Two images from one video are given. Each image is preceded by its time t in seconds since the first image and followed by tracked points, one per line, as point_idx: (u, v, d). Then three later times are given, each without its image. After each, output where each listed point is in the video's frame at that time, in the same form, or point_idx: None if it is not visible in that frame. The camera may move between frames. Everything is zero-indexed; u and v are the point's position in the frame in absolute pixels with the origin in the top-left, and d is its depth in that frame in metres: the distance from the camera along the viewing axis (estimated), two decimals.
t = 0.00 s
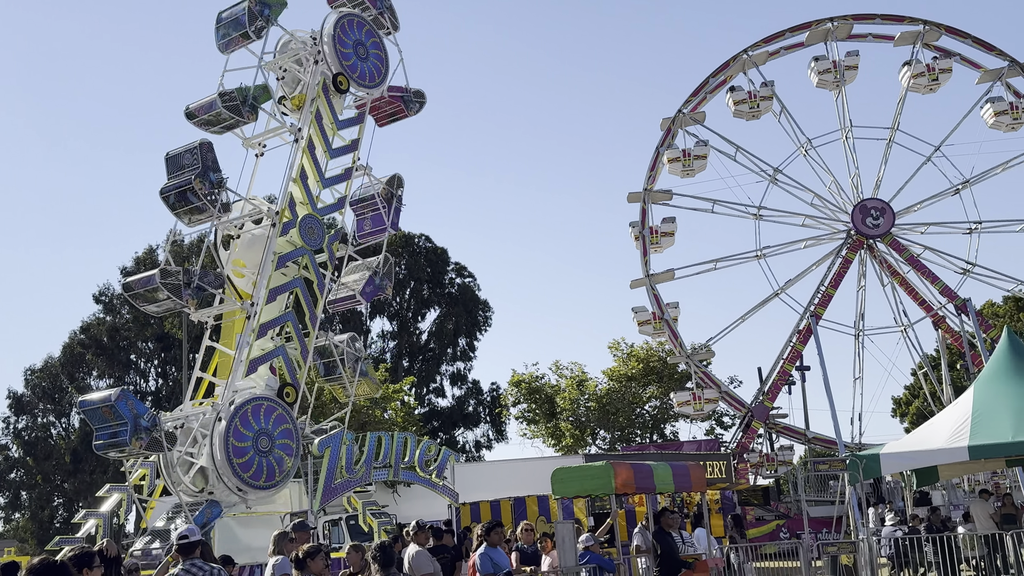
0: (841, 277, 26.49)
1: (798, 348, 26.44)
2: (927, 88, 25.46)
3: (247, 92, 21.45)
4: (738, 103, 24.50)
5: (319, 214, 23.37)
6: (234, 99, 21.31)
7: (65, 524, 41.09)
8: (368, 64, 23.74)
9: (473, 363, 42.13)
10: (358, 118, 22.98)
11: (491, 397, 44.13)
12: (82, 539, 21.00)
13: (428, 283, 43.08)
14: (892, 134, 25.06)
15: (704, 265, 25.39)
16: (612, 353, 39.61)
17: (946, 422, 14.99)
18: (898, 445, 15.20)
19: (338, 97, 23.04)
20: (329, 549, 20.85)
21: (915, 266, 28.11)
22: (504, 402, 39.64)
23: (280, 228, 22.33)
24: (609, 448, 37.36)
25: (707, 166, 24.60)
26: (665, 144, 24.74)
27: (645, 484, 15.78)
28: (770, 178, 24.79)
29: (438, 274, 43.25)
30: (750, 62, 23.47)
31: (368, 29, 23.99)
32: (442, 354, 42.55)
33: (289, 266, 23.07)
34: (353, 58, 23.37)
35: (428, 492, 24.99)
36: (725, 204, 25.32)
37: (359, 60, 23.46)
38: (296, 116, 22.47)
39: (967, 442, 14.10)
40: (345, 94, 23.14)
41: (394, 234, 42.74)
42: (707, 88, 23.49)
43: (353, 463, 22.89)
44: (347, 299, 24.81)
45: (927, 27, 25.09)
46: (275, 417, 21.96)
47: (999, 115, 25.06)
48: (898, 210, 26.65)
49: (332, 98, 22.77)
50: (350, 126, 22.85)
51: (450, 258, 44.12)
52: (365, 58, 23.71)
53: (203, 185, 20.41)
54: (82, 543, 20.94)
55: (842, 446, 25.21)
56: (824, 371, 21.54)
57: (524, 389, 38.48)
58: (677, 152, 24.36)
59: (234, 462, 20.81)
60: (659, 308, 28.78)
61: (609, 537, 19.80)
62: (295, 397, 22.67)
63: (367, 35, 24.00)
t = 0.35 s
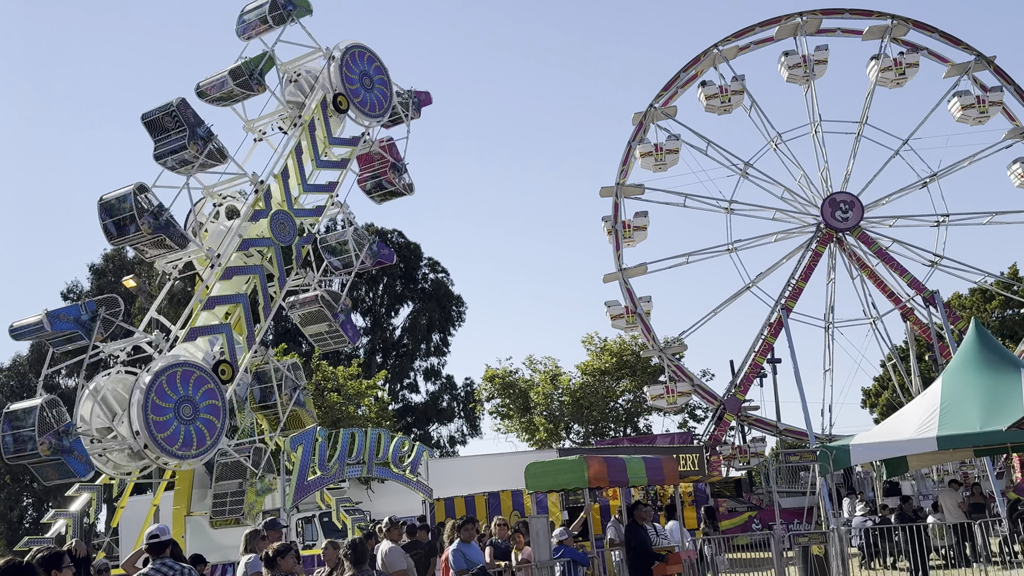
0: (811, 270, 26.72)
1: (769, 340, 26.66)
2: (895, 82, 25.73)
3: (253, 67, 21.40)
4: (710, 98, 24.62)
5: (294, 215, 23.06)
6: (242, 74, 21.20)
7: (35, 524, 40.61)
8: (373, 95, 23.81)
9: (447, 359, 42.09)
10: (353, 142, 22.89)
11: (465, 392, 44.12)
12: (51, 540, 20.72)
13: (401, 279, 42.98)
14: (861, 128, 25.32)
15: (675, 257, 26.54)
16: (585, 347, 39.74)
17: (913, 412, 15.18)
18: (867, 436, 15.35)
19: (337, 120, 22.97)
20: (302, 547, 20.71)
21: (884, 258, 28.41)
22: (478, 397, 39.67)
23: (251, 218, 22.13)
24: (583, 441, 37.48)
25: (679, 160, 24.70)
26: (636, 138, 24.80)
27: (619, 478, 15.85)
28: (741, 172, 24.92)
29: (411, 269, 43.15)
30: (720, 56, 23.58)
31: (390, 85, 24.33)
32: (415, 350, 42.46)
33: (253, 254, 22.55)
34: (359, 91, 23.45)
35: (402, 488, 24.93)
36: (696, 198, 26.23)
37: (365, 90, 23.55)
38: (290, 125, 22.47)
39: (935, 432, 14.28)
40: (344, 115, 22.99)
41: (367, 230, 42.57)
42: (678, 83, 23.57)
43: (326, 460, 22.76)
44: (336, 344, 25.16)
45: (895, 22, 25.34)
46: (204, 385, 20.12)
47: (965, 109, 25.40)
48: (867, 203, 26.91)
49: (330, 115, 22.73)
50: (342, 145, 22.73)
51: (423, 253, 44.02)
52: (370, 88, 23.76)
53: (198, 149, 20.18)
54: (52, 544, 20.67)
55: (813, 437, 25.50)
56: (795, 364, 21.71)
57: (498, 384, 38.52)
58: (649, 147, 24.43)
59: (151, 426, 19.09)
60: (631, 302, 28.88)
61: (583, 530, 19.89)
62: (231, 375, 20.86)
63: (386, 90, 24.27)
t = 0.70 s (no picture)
0: (782, 265, 26.94)
1: (741, 335, 26.83)
2: (864, 79, 25.96)
3: (273, 67, 21.33)
4: (682, 95, 24.73)
5: (267, 217, 23.00)
6: (260, 68, 21.03)
7: (4, 527, 40.05)
8: (373, 136, 23.52)
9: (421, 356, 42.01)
10: (341, 171, 22.52)
11: (440, 390, 44.06)
12: (21, 543, 20.43)
13: (375, 276, 42.85)
14: (831, 124, 25.54)
15: (649, 253, 26.51)
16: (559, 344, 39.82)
17: (883, 405, 15.36)
18: (837, 429, 15.51)
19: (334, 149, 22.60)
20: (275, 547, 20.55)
21: (854, 253, 28.70)
22: (453, 395, 39.62)
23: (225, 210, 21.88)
24: (558, 437, 37.56)
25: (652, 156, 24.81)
26: (609, 135, 24.86)
27: (592, 473, 15.90)
28: (713, 168, 25.05)
29: (385, 267, 43.02)
30: (691, 53, 23.69)
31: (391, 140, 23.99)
32: (390, 348, 42.34)
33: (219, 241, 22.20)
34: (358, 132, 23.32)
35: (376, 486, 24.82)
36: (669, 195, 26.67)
37: (365, 131, 23.33)
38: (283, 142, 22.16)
39: (904, 425, 14.46)
40: (341, 144, 22.62)
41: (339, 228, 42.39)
42: (650, 79, 23.65)
43: (300, 459, 22.61)
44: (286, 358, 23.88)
45: (863, 18, 25.58)
46: (128, 336, 19.61)
47: (934, 105, 25.64)
48: (837, 198, 27.15)
49: (324, 143, 22.42)
50: (329, 173, 22.38)
51: (397, 251, 43.90)
52: (371, 130, 23.53)
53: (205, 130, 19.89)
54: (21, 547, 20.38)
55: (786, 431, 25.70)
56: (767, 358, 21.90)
57: (472, 381, 38.49)
58: (622, 143, 24.50)
59: (71, 382, 18.34)
60: (605, 298, 28.97)
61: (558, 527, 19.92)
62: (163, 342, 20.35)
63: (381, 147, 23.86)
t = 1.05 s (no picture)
0: (759, 264, 27.09)
1: (719, 334, 26.97)
2: (840, 79, 26.16)
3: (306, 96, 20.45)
4: (659, 95, 24.82)
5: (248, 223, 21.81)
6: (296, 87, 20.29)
7: None
8: (373, 184, 22.94)
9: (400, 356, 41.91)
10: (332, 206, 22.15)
11: (419, 390, 43.96)
12: None
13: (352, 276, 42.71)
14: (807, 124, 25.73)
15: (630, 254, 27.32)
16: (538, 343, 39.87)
17: (860, 403, 15.47)
18: (814, 427, 15.60)
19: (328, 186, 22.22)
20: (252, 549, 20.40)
21: (829, 252, 28.92)
22: (432, 395, 39.56)
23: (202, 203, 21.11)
24: (537, 437, 37.60)
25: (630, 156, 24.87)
26: (587, 134, 24.91)
27: (571, 473, 15.89)
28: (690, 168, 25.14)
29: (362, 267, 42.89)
30: (669, 53, 23.78)
31: (391, 201, 23.24)
32: (368, 348, 42.22)
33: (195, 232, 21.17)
34: (356, 179, 22.42)
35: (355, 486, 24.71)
36: (648, 195, 27.32)
37: (367, 179, 22.73)
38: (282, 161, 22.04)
39: (880, 422, 14.58)
40: (338, 182, 22.13)
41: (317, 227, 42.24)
42: (628, 79, 23.71)
43: (277, 460, 22.48)
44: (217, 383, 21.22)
45: (839, 19, 25.78)
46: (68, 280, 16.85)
47: (908, 105, 25.89)
48: (813, 198, 27.34)
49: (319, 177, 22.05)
50: (319, 204, 22.08)
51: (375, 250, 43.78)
52: (372, 177, 22.95)
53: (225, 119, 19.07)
54: None
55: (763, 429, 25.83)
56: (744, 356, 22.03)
57: (451, 380, 38.44)
58: (601, 143, 24.54)
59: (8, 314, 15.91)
60: (583, 298, 29.00)
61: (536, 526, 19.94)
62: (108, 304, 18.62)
63: (377, 205, 22.93)
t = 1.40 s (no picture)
0: (748, 265, 27.16)
1: (707, 335, 27.02)
2: (828, 81, 26.26)
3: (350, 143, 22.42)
4: (648, 96, 24.86)
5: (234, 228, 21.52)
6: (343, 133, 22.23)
7: None
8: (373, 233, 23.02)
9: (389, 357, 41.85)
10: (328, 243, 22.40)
11: (408, 391, 43.90)
12: None
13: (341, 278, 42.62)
14: (795, 126, 25.81)
15: (616, 253, 25.62)
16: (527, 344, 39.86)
17: (848, 404, 15.48)
18: (803, 428, 15.57)
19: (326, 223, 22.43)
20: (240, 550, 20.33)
21: (817, 254, 29.01)
22: (421, 396, 39.53)
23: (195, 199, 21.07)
24: (526, 438, 37.63)
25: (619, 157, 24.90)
26: (577, 135, 24.91)
27: (560, 473, 15.88)
28: (679, 169, 25.18)
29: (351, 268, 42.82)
30: (658, 55, 23.82)
31: (391, 251, 23.18)
32: (356, 349, 42.15)
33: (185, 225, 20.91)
34: (356, 223, 22.58)
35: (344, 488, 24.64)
36: (637, 195, 25.69)
37: (367, 227, 22.88)
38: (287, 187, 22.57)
39: (867, 422, 14.63)
40: (335, 221, 22.40)
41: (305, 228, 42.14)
42: (617, 81, 23.74)
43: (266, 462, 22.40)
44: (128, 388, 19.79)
45: (827, 21, 25.88)
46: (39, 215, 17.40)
47: (896, 106, 26.01)
48: (801, 199, 27.40)
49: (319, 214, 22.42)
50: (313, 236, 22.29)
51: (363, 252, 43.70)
52: (373, 225, 23.03)
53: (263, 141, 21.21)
54: None
55: (751, 429, 25.88)
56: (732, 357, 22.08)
57: (440, 381, 38.40)
58: (590, 144, 24.55)
59: None
60: (572, 299, 29.02)
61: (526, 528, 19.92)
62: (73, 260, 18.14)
63: (376, 253, 22.93)
